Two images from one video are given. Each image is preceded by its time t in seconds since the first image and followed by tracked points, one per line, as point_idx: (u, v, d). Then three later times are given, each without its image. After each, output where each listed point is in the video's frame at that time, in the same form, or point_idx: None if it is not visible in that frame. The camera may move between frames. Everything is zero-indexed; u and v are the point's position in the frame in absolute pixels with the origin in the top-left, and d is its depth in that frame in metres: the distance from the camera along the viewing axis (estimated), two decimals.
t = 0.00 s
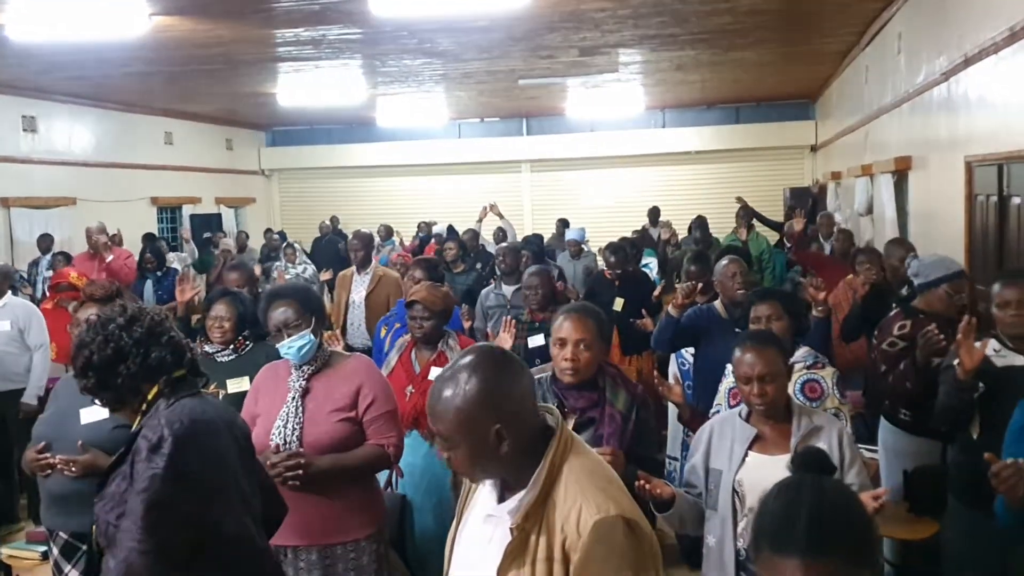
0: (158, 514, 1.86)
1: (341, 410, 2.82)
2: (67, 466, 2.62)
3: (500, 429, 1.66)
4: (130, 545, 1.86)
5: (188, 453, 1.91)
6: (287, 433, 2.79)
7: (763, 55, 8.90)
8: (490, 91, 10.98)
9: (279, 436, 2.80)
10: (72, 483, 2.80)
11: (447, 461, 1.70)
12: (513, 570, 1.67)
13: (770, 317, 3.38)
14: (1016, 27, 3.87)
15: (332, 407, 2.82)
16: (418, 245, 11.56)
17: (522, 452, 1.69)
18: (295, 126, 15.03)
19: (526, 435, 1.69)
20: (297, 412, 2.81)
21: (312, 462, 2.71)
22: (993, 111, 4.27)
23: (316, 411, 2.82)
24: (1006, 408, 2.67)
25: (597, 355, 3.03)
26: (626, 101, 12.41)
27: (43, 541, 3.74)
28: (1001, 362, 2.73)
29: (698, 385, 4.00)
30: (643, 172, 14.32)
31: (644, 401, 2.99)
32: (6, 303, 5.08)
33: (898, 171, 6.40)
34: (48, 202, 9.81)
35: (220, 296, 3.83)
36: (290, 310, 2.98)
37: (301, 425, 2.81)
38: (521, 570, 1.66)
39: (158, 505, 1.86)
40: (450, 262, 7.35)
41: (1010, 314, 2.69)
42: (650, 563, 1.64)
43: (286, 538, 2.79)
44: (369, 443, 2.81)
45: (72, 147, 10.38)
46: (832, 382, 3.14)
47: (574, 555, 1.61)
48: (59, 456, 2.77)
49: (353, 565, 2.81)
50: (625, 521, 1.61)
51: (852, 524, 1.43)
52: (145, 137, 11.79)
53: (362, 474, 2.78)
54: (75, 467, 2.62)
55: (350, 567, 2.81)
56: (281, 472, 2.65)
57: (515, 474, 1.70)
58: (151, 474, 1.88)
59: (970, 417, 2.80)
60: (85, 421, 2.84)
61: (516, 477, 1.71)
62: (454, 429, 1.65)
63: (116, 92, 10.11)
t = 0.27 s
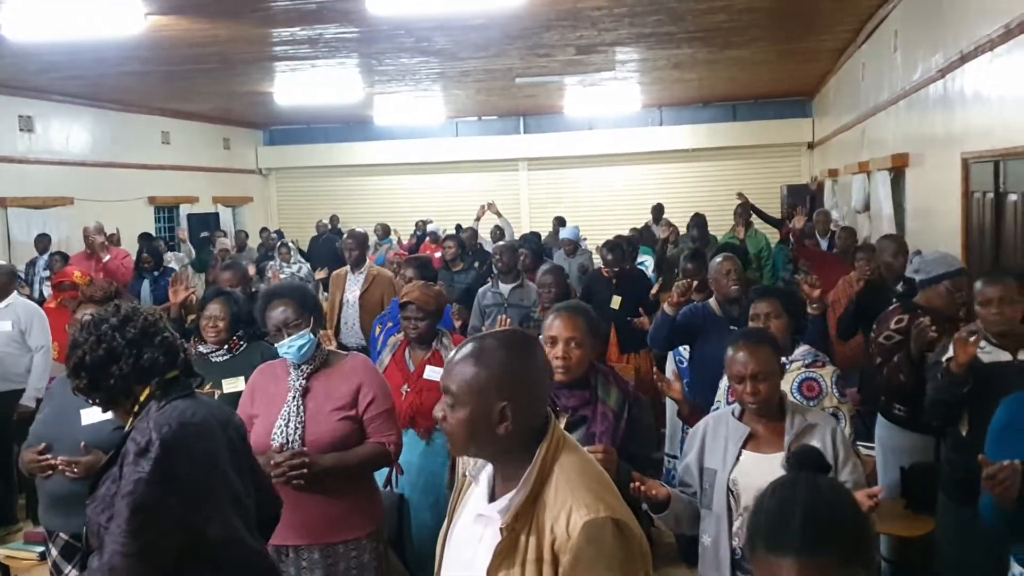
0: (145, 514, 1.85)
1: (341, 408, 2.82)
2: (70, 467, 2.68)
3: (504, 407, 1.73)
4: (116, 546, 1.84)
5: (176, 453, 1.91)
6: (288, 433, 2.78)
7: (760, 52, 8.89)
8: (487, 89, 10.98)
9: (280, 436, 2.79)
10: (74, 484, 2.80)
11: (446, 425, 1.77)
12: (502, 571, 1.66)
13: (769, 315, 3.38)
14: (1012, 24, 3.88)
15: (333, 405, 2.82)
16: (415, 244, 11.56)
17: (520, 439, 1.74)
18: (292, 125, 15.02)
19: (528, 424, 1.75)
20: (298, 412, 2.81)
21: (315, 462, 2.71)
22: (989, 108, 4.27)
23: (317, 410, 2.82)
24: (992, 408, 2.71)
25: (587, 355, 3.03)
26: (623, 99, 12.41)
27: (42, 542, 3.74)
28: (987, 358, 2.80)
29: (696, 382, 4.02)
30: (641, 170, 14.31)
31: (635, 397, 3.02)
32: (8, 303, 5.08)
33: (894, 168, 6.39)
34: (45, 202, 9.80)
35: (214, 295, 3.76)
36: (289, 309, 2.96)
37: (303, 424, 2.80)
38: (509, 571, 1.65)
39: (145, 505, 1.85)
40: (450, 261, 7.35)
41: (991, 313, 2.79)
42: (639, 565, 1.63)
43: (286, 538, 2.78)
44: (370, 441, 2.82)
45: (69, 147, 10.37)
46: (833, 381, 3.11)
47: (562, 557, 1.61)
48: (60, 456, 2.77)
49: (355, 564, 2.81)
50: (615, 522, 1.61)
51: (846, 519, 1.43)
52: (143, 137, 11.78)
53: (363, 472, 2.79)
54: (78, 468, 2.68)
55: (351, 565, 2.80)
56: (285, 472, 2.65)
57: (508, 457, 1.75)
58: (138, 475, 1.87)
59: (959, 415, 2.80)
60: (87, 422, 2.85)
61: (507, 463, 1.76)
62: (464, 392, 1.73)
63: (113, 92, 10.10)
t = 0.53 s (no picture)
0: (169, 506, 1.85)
1: (342, 403, 2.82)
2: (74, 463, 2.64)
3: (513, 394, 1.72)
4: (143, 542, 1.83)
5: (189, 445, 1.92)
6: (289, 428, 2.78)
7: (759, 47, 8.88)
8: (486, 85, 10.96)
9: (280, 430, 2.78)
10: (76, 480, 2.78)
11: (453, 405, 1.77)
12: (500, 564, 1.66)
13: (770, 311, 3.37)
14: (1012, 18, 3.86)
15: (334, 401, 2.82)
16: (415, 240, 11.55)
17: (524, 430, 1.74)
18: (291, 121, 15.00)
19: (536, 415, 1.74)
20: (298, 407, 2.80)
21: (316, 457, 2.70)
22: (990, 102, 4.26)
23: (317, 406, 2.81)
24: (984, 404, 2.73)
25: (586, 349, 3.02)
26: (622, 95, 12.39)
27: (42, 538, 3.74)
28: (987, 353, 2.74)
29: (695, 376, 4.01)
30: (639, 166, 14.30)
31: (633, 393, 3.02)
32: (12, 303, 4.98)
33: (895, 162, 6.38)
34: (44, 199, 9.78)
35: (211, 292, 3.75)
36: (290, 305, 2.97)
37: (303, 419, 2.80)
38: (508, 564, 1.65)
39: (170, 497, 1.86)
40: (451, 257, 7.33)
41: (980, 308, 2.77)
42: (637, 561, 1.63)
43: (288, 534, 2.78)
44: (371, 437, 2.82)
45: (67, 144, 10.35)
46: (834, 375, 3.09)
47: (560, 552, 1.60)
48: (64, 453, 2.75)
49: (355, 559, 2.80)
50: (613, 519, 1.60)
51: (847, 512, 1.42)
52: (141, 134, 11.76)
53: (364, 468, 2.79)
54: (83, 464, 2.64)
55: (352, 560, 2.80)
56: (286, 465, 2.64)
57: (511, 444, 1.75)
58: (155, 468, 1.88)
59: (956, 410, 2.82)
60: (88, 418, 2.85)
61: (509, 451, 1.76)
62: (476, 373, 1.74)
63: (111, 89, 10.08)
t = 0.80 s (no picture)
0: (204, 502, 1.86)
1: (338, 401, 2.80)
2: (72, 461, 2.56)
3: (518, 387, 1.72)
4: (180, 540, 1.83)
5: (217, 437, 1.93)
6: (283, 425, 2.77)
7: (755, 43, 8.87)
8: (482, 82, 10.94)
9: (275, 427, 2.77)
10: (75, 479, 2.77)
11: (455, 397, 1.77)
12: (499, 559, 1.65)
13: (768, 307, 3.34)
14: (1009, 12, 3.85)
15: (329, 398, 2.80)
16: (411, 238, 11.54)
17: (526, 424, 1.73)
18: (286, 119, 14.97)
19: (538, 410, 1.74)
20: (293, 404, 2.79)
21: (310, 454, 2.68)
22: (986, 96, 4.25)
23: (313, 403, 2.80)
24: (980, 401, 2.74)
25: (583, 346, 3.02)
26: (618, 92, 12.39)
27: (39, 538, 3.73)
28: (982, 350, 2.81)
29: (690, 371, 4.00)
30: (636, 162, 14.29)
31: (628, 389, 3.00)
32: (11, 303, 4.95)
33: (892, 158, 6.37)
34: (39, 198, 9.76)
35: (208, 291, 3.79)
36: (286, 302, 2.95)
37: (298, 417, 2.79)
38: (507, 559, 1.64)
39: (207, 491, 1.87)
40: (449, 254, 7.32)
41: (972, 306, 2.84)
42: (635, 558, 1.62)
43: (284, 531, 2.78)
44: (366, 435, 2.81)
45: (63, 143, 10.33)
46: (830, 370, 3.09)
47: (560, 547, 1.59)
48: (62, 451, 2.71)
49: (351, 558, 2.79)
50: (613, 516, 1.59)
51: (847, 508, 1.41)
52: (136, 133, 11.73)
53: (360, 466, 2.77)
54: (81, 461, 2.57)
55: (347, 559, 2.78)
56: (279, 463, 2.63)
57: (513, 439, 1.74)
58: (184, 465, 1.87)
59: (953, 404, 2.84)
60: (87, 416, 2.83)
61: (510, 445, 1.75)
62: (481, 364, 1.74)
63: (106, 88, 10.05)
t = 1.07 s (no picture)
0: (240, 499, 1.89)
1: (334, 399, 2.80)
2: (72, 457, 2.63)
3: (525, 383, 1.72)
4: (215, 535, 1.85)
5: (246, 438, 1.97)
6: (278, 422, 2.76)
7: (754, 40, 8.86)
8: (480, 79, 10.93)
9: (270, 425, 2.77)
10: (75, 475, 2.78)
11: (462, 390, 1.77)
12: (502, 556, 1.66)
13: (767, 304, 3.34)
14: (1009, 9, 3.84)
15: (325, 397, 2.80)
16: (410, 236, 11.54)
17: (531, 421, 1.74)
18: (285, 118, 14.96)
19: (545, 407, 1.74)
20: (289, 402, 2.79)
21: (302, 454, 2.68)
22: (986, 93, 4.25)
23: (309, 401, 2.80)
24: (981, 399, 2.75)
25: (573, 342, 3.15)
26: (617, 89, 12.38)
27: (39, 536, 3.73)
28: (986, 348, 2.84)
29: (689, 368, 4.00)
30: (635, 160, 14.28)
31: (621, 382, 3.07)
32: (14, 300, 4.96)
33: (891, 155, 6.36)
34: (38, 197, 9.74)
35: (211, 289, 3.81)
36: (284, 300, 2.95)
37: (293, 415, 2.78)
38: (510, 556, 1.65)
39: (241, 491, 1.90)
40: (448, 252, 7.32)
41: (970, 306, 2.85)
42: (639, 558, 1.63)
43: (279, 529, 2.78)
44: (362, 434, 2.80)
45: (61, 142, 10.32)
46: (828, 366, 3.09)
47: (564, 545, 1.60)
48: (61, 449, 2.77)
49: (346, 557, 2.79)
50: (617, 515, 1.60)
51: (849, 503, 1.41)
52: (134, 131, 11.72)
53: (355, 464, 2.77)
54: (80, 457, 2.63)
55: (343, 558, 2.78)
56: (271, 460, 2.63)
57: (518, 434, 1.75)
58: (216, 463, 1.89)
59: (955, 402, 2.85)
60: (83, 413, 2.83)
61: (515, 440, 1.75)
62: (489, 360, 1.73)
63: (104, 86, 10.03)
